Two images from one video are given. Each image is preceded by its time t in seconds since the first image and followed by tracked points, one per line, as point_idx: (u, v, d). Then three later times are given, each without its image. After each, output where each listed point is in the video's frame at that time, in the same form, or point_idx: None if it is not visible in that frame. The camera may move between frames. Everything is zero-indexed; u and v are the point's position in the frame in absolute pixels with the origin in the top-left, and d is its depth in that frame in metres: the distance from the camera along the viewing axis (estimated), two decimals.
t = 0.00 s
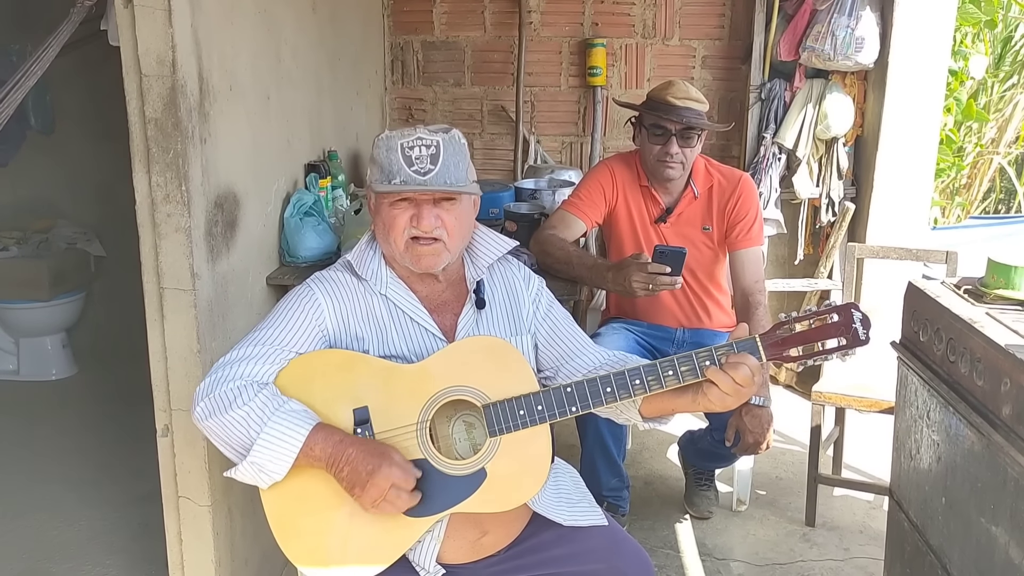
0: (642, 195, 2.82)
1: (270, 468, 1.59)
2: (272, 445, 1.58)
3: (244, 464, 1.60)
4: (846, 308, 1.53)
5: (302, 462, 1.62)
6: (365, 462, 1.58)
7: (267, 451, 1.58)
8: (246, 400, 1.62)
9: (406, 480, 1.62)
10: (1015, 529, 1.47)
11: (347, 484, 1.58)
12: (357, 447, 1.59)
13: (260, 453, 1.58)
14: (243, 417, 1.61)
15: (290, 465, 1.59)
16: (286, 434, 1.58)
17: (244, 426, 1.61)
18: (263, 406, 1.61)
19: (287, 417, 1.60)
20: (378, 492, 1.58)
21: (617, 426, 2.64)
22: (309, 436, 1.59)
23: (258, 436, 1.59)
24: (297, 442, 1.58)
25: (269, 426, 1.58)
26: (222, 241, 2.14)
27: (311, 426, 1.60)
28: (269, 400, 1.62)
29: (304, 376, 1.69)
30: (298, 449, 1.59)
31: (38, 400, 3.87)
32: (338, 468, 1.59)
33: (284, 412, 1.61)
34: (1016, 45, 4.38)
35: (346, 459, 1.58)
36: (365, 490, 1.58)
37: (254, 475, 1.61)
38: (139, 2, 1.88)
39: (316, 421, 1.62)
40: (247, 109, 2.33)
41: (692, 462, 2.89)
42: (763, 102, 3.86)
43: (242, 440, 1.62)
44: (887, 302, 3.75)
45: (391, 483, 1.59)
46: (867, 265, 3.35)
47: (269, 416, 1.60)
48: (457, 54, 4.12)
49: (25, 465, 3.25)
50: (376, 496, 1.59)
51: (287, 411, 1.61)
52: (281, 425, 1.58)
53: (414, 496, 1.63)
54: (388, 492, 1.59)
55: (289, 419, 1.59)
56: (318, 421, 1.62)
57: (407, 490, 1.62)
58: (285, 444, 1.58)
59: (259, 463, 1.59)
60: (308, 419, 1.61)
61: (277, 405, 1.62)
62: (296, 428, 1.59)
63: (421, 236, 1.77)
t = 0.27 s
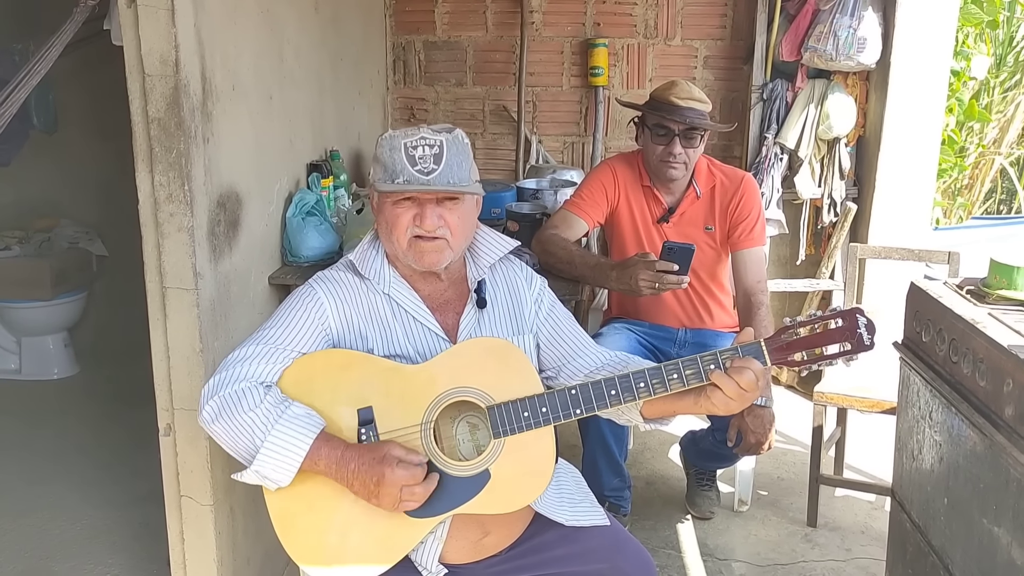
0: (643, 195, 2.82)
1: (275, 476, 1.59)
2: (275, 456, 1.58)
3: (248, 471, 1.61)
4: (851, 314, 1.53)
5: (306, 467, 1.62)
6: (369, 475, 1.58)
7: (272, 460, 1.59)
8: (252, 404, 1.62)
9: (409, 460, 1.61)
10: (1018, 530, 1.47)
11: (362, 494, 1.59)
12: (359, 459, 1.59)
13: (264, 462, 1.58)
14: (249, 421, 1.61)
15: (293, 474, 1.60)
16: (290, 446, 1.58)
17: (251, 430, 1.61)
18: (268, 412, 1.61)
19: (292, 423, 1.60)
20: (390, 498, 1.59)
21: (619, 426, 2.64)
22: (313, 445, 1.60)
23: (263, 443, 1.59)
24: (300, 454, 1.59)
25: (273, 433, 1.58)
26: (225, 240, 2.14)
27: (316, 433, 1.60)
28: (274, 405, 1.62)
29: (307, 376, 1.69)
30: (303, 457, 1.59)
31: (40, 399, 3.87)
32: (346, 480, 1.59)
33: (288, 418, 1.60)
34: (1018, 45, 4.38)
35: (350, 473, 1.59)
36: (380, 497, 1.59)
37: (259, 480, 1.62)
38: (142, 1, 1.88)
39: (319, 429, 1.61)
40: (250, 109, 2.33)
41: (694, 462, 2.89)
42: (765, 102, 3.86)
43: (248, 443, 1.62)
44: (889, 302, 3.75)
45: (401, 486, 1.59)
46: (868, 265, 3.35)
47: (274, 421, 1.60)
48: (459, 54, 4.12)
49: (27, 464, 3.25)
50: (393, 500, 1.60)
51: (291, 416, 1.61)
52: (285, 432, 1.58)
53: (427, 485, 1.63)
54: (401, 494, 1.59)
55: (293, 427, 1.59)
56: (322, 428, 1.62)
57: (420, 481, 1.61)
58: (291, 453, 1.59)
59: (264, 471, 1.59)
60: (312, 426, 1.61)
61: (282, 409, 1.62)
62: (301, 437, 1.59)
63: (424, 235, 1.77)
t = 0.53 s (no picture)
0: (645, 195, 2.82)
1: (276, 472, 1.60)
2: (277, 453, 1.59)
3: (250, 468, 1.61)
4: (853, 316, 1.53)
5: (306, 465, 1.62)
6: (368, 479, 1.58)
7: (273, 457, 1.59)
8: (255, 402, 1.62)
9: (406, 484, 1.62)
10: (1019, 530, 1.47)
11: (348, 497, 1.59)
12: (361, 459, 1.59)
13: (265, 458, 1.59)
14: (252, 418, 1.61)
15: (295, 471, 1.60)
16: (292, 442, 1.59)
17: (253, 427, 1.61)
18: (270, 410, 1.61)
19: (293, 422, 1.60)
20: (376, 510, 1.58)
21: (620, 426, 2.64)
22: (315, 441, 1.60)
23: (263, 441, 1.59)
24: (302, 451, 1.59)
25: (276, 430, 1.59)
26: (227, 240, 2.15)
27: (317, 431, 1.60)
28: (277, 402, 1.62)
29: (310, 374, 1.70)
30: (303, 454, 1.59)
31: (41, 398, 3.88)
32: (340, 478, 1.59)
33: (290, 416, 1.60)
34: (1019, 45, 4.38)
35: (350, 472, 1.58)
36: (365, 506, 1.58)
37: (260, 477, 1.62)
38: (145, 1, 1.88)
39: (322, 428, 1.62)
40: (252, 109, 2.33)
41: (695, 462, 2.89)
42: (766, 102, 3.86)
43: (250, 440, 1.63)
44: (891, 302, 3.75)
45: (389, 504, 1.59)
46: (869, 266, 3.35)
47: (276, 419, 1.60)
48: (460, 54, 4.13)
49: (29, 463, 3.25)
50: (375, 513, 1.58)
51: (293, 415, 1.61)
52: (286, 430, 1.59)
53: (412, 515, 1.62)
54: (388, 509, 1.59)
55: (296, 424, 1.59)
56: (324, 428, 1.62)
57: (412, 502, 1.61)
58: (292, 449, 1.59)
59: (265, 467, 1.60)
60: (315, 424, 1.61)
61: (285, 408, 1.62)
62: (303, 433, 1.59)
63: (427, 233, 1.77)
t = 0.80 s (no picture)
0: (646, 196, 2.82)
1: (279, 461, 1.59)
2: (279, 439, 1.58)
3: (252, 459, 1.60)
4: (854, 313, 1.53)
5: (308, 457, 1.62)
6: (375, 447, 1.58)
7: (275, 445, 1.58)
8: (252, 395, 1.62)
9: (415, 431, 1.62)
10: (1019, 530, 1.46)
11: (369, 471, 1.59)
12: (361, 437, 1.58)
13: (267, 446, 1.58)
14: (249, 410, 1.61)
15: (298, 458, 1.59)
16: (293, 429, 1.58)
17: (250, 421, 1.61)
18: (268, 401, 1.61)
19: (293, 410, 1.60)
20: (399, 470, 1.59)
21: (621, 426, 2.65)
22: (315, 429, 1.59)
23: (263, 432, 1.59)
24: (302, 436, 1.58)
25: (276, 419, 1.58)
26: (227, 240, 2.15)
27: (318, 420, 1.60)
28: (272, 395, 1.62)
29: (309, 372, 1.69)
30: (305, 442, 1.59)
31: (42, 398, 3.88)
32: (351, 460, 1.59)
33: (289, 406, 1.61)
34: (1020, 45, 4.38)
35: (356, 451, 1.58)
36: (389, 470, 1.59)
37: (262, 469, 1.61)
38: (145, 1, 1.88)
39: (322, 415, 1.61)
40: (252, 109, 2.33)
41: (695, 462, 2.89)
42: (767, 103, 3.86)
43: (248, 434, 1.62)
44: (891, 303, 3.75)
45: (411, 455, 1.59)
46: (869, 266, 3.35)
47: (275, 409, 1.60)
48: (461, 54, 4.12)
49: (28, 463, 3.25)
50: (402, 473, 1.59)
51: (292, 405, 1.61)
52: (287, 418, 1.58)
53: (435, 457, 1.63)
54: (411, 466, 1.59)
55: (296, 412, 1.59)
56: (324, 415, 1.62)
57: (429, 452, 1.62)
58: (292, 437, 1.58)
59: (267, 457, 1.59)
60: (314, 414, 1.61)
61: (283, 399, 1.62)
62: (303, 422, 1.59)
63: (429, 238, 1.77)
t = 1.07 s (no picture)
0: (646, 197, 2.81)
1: (272, 465, 1.59)
2: (274, 444, 1.58)
3: (246, 460, 1.60)
4: (852, 313, 1.53)
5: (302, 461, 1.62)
6: (369, 471, 1.58)
7: (269, 450, 1.58)
8: (257, 394, 1.62)
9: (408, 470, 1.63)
10: (1019, 530, 1.46)
11: (352, 492, 1.59)
12: (359, 455, 1.59)
13: (261, 451, 1.58)
14: (250, 411, 1.60)
15: (290, 465, 1.59)
16: (290, 434, 1.58)
17: (252, 419, 1.60)
18: (270, 403, 1.61)
19: (291, 415, 1.59)
20: (381, 502, 1.59)
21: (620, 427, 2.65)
22: (312, 437, 1.59)
23: (260, 435, 1.58)
24: (299, 443, 1.58)
25: (273, 423, 1.58)
26: (227, 239, 2.15)
27: (315, 428, 1.60)
28: (277, 397, 1.62)
29: (313, 369, 1.70)
30: (299, 450, 1.59)
31: (42, 398, 3.88)
32: (341, 476, 1.59)
33: (288, 411, 1.60)
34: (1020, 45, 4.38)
35: (347, 469, 1.58)
36: (371, 499, 1.59)
37: (255, 471, 1.61)
38: (144, 1, 1.88)
39: (320, 424, 1.61)
40: (252, 109, 2.33)
41: (695, 462, 2.89)
42: (767, 103, 3.86)
43: (248, 433, 1.61)
44: (892, 303, 3.74)
45: (394, 493, 1.60)
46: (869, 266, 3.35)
47: (275, 412, 1.60)
48: (461, 54, 4.12)
49: (28, 463, 3.25)
50: (381, 506, 1.60)
51: (292, 409, 1.60)
52: (284, 423, 1.58)
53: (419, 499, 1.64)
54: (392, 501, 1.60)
55: (295, 417, 1.59)
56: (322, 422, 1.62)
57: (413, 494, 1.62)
58: (288, 444, 1.58)
59: (260, 461, 1.59)
60: (312, 420, 1.61)
61: (286, 401, 1.62)
62: (301, 429, 1.59)
63: (438, 240, 1.77)
